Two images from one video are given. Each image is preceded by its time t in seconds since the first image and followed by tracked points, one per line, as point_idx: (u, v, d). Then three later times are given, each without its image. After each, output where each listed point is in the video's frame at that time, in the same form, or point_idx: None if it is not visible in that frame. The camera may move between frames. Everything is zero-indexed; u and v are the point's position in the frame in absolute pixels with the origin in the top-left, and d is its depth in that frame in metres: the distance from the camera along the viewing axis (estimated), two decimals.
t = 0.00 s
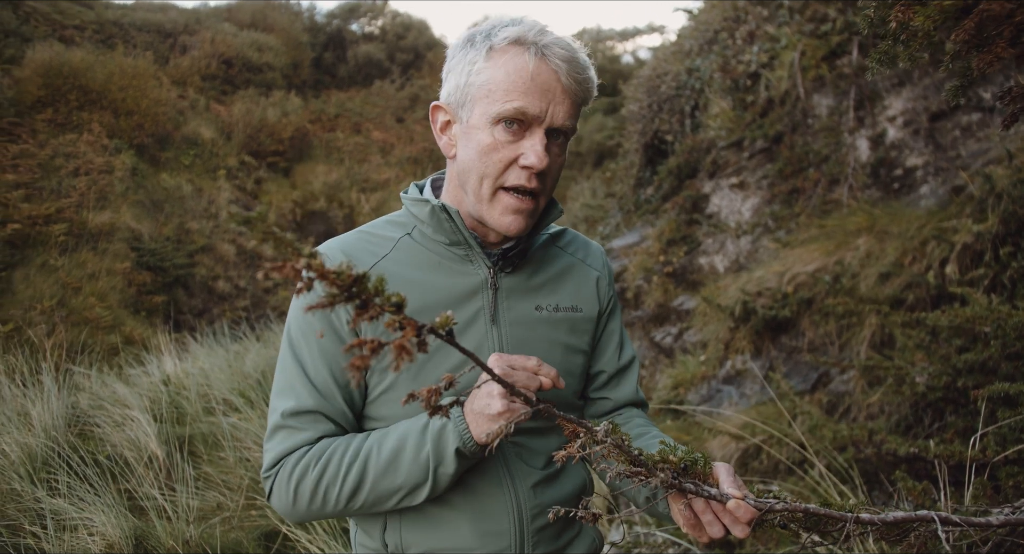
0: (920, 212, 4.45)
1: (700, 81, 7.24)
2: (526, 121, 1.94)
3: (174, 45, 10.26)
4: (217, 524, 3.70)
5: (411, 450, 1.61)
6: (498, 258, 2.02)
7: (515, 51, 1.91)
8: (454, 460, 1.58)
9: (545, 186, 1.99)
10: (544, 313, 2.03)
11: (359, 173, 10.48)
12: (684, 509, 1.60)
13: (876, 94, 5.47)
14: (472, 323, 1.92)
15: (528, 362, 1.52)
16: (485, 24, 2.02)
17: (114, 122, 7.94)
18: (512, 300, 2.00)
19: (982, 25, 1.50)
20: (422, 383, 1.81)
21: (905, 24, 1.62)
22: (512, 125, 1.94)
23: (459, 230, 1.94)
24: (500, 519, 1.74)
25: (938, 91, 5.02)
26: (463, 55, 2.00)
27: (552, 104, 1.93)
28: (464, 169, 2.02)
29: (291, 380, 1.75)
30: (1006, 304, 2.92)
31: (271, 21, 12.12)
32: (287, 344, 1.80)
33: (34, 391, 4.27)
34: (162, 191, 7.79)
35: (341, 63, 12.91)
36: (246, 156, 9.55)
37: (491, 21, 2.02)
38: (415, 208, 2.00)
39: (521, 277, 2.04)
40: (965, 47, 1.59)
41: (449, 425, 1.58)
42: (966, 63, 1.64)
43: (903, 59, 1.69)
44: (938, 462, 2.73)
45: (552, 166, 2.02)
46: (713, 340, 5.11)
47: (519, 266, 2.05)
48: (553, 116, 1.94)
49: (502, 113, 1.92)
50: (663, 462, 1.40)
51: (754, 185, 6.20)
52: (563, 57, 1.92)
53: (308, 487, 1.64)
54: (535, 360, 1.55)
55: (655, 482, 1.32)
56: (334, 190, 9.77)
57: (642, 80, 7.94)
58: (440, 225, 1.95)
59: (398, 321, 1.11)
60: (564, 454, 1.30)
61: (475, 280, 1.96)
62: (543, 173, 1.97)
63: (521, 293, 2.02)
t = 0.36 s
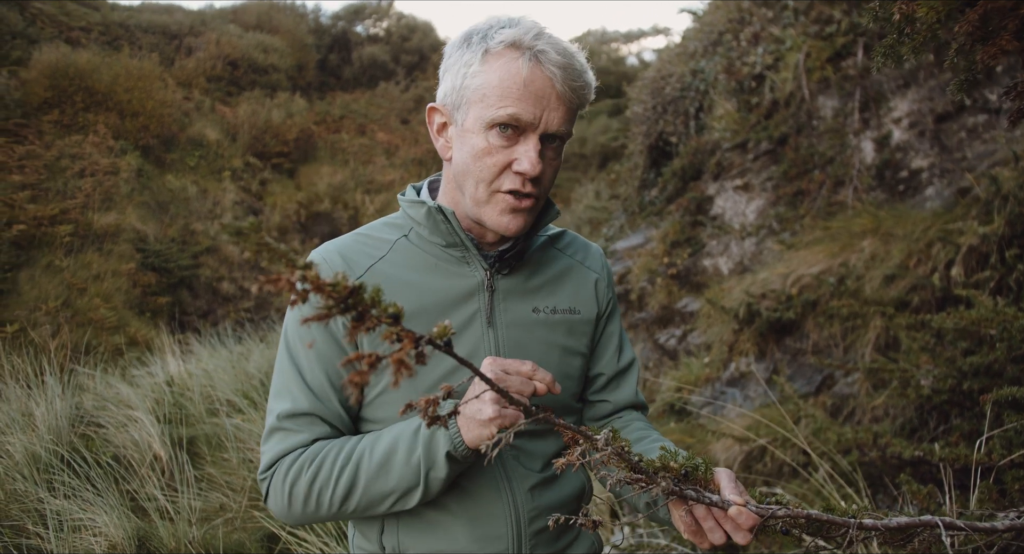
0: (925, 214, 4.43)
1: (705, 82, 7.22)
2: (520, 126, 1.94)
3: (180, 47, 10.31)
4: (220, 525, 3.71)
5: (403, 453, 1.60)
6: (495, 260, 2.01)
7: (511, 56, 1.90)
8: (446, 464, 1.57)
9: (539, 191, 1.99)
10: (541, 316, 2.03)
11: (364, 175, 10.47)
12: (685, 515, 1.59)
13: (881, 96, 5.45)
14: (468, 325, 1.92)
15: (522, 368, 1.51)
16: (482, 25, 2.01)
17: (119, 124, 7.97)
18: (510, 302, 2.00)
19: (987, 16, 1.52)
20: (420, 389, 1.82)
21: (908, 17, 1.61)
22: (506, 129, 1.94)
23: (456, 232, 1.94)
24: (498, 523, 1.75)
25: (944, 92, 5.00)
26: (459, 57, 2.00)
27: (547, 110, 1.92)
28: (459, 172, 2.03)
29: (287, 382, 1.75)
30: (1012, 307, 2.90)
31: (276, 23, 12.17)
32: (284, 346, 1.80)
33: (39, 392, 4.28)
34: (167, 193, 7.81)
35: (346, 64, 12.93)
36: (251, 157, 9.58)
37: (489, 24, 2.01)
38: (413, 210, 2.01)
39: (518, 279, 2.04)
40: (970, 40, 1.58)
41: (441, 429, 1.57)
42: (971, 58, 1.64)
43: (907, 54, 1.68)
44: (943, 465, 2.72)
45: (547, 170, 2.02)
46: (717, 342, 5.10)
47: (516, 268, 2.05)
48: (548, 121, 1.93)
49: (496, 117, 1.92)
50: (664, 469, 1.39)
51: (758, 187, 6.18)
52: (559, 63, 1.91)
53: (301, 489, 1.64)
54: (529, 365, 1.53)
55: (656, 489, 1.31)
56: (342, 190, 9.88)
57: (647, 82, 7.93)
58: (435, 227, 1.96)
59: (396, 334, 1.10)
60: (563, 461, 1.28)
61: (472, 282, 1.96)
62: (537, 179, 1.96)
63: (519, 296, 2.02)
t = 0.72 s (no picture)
0: (926, 215, 4.42)
1: (706, 83, 7.21)
2: (516, 129, 1.94)
3: (181, 48, 10.33)
4: (221, 527, 3.71)
5: (401, 451, 1.60)
6: (492, 260, 2.01)
7: (508, 59, 1.90)
8: (443, 463, 1.56)
9: (535, 194, 1.99)
10: (538, 316, 2.03)
11: (365, 176, 10.45)
12: (682, 513, 1.58)
13: (883, 96, 5.43)
14: (464, 325, 1.92)
15: (521, 367, 1.51)
16: (481, 28, 2.01)
17: (121, 125, 7.98)
18: (506, 303, 1.99)
19: (989, 14, 1.50)
20: (416, 385, 1.82)
21: (909, 14, 1.60)
22: (502, 131, 1.93)
23: (453, 232, 1.96)
24: (495, 524, 1.75)
25: (946, 93, 4.98)
26: (457, 59, 2.00)
27: (542, 114, 1.92)
28: (454, 173, 2.03)
29: (286, 381, 1.76)
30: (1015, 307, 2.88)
31: (277, 25, 12.19)
32: (283, 345, 1.81)
33: (40, 393, 4.28)
34: (168, 194, 7.81)
35: (347, 66, 12.93)
36: (252, 159, 9.59)
37: (487, 27, 2.01)
38: (410, 211, 2.01)
39: (515, 279, 2.03)
40: (971, 37, 1.57)
41: (438, 427, 1.56)
42: (972, 57, 1.63)
43: (907, 52, 1.67)
44: (945, 467, 2.71)
45: (543, 171, 2.02)
46: (718, 343, 5.09)
47: (512, 268, 2.05)
48: (544, 124, 1.93)
49: (492, 120, 1.92)
50: (660, 465, 1.40)
51: (760, 188, 6.17)
52: (555, 67, 1.90)
53: (299, 489, 1.63)
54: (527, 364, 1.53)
55: (653, 485, 1.30)
56: (342, 191, 9.87)
57: (648, 83, 7.93)
58: (432, 228, 1.97)
59: (393, 318, 1.11)
60: (560, 456, 1.27)
61: (469, 281, 1.96)
62: (532, 181, 1.96)
63: (515, 296, 2.01)
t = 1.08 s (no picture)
0: (929, 215, 4.40)
1: (707, 85, 7.20)
2: (515, 116, 1.97)
3: (184, 51, 10.36)
4: (223, 530, 3.71)
5: (378, 441, 1.55)
6: (491, 253, 2.00)
7: (503, 49, 1.97)
8: (417, 454, 1.49)
9: (537, 180, 1.98)
10: (538, 310, 2.03)
11: (367, 179, 10.45)
12: (685, 507, 1.58)
13: (884, 97, 5.42)
14: (464, 318, 1.91)
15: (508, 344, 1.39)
16: (476, 33, 2.11)
17: (124, 128, 8.00)
18: (505, 297, 1.99)
19: (991, 16, 1.48)
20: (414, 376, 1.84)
21: (910, 17, 1.59)
22: (501, 118, 1.96)
23: (453, 225, 1.96)
24: (493, 521, 1.75)
25: (948, 93, 4.96)
26: (455, 60, 2.08)
27: (539, 99, 1.97)
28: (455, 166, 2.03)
29: (285, 372, 1.78)
30: (1018, 308, 2.87)
31: (280, 28, 12.22)
32: (284, 339, 1.83)
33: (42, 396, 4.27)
34: (171, 197, 7.82)
35: (349, 69, 12.94)
36: (254, 161, 9.60)
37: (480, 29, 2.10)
38: (411, 204, 2.03)
39: (514, 274, 2.03)
40: (972, 39, 1.56)
41: (414, 418, 1.50)
42: (974, 59, 1.62)
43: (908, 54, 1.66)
44: (948, 469, 2.70)
45: (544, 159, 2.02)
46: (720, 345, 5.08)
47: (513, 262, 2.05)
48: (541, 108, 1.97)
49: (492, 107, 1.96)
50: (662, 459, 1.39)
51: (761, 189, 6.16)
52: (549, 56, 1.97)
53: (287, 477, 1.62)
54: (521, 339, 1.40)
55: (654, 478, 1.31)
56: (344, 194, 9.89)
57: (650, 84, 7.93)
58: (433, 221, 1.97)
59: (389, 307, 1.10)
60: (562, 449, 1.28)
61: (469, 275, 1.96)
62: (534, 166, 1.96)
63: (514, 291, 2.01)
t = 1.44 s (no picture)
0: (933, 215, 4.38)
1: (710, 85, 7.19)
2: (517, 120, 1.95)
3: (187, 54, 10.39)
4: (227, 532, 3.71)
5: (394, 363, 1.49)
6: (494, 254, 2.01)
7: (505, 56, 1.96)
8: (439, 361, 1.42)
9: (538, 183, 1.98)
10: (540, 311, 2.03)
11: (370, 180, 10.45)
12: (689, 507, 1.57)
13: (888, 96, 5.40)
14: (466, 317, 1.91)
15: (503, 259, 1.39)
16: (478, 36, 2.08)
17: (127, 131, 8.02)
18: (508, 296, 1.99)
19: (995, 14, 1.46)
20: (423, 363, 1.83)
21: (912, 16, 1.59)
22: (502, 124, 1.95)
23: (456, 226, 1.99)
24: (492, 521, 1.74)
25: (951, 92, 4.93)
26: (456, 64, 2.06)
27: (540, 106, 1.96)
28: (457, 169, 2.01)
29: (305, 348, 1.75)
30: None
31: (282, 30, 12.24)
32: (298, 322, 1.81)
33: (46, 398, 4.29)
34: (174, 199, 7.84)
35: (352, 70, 12.95)
36: (257, 163, 9.61)
37: (483, 33, 2.08)
38: (415, 208, 2.05)
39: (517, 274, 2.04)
40: (975, 39, 1.55)
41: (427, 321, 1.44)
42: (978, 58, 1.61)
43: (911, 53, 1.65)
44: (954, 470, 2.68)
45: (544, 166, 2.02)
46: (724, 346, 5.08)
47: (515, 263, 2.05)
48: (542, 116, 1.97)
49: (493, 113, 1.94)
50: (666, 457, 1.38)
51: (765, 189, 6.14)
52: (551, 64, 1.96)
53: (301, 439, 1.55)
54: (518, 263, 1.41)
55: (658, 475, 1.29)
56: (347, 196, 9.91)
57: (652, 85, 7.92)
58: (437, 223, 2.01)
59: (397, 286, 1.13)
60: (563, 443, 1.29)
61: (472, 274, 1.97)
62: (535, 170, 1.96)
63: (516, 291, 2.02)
